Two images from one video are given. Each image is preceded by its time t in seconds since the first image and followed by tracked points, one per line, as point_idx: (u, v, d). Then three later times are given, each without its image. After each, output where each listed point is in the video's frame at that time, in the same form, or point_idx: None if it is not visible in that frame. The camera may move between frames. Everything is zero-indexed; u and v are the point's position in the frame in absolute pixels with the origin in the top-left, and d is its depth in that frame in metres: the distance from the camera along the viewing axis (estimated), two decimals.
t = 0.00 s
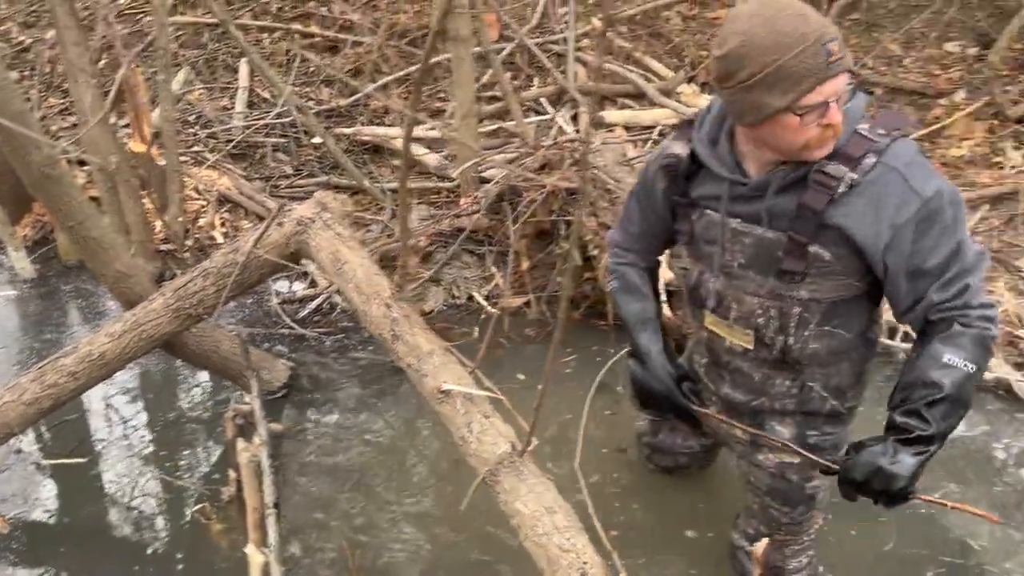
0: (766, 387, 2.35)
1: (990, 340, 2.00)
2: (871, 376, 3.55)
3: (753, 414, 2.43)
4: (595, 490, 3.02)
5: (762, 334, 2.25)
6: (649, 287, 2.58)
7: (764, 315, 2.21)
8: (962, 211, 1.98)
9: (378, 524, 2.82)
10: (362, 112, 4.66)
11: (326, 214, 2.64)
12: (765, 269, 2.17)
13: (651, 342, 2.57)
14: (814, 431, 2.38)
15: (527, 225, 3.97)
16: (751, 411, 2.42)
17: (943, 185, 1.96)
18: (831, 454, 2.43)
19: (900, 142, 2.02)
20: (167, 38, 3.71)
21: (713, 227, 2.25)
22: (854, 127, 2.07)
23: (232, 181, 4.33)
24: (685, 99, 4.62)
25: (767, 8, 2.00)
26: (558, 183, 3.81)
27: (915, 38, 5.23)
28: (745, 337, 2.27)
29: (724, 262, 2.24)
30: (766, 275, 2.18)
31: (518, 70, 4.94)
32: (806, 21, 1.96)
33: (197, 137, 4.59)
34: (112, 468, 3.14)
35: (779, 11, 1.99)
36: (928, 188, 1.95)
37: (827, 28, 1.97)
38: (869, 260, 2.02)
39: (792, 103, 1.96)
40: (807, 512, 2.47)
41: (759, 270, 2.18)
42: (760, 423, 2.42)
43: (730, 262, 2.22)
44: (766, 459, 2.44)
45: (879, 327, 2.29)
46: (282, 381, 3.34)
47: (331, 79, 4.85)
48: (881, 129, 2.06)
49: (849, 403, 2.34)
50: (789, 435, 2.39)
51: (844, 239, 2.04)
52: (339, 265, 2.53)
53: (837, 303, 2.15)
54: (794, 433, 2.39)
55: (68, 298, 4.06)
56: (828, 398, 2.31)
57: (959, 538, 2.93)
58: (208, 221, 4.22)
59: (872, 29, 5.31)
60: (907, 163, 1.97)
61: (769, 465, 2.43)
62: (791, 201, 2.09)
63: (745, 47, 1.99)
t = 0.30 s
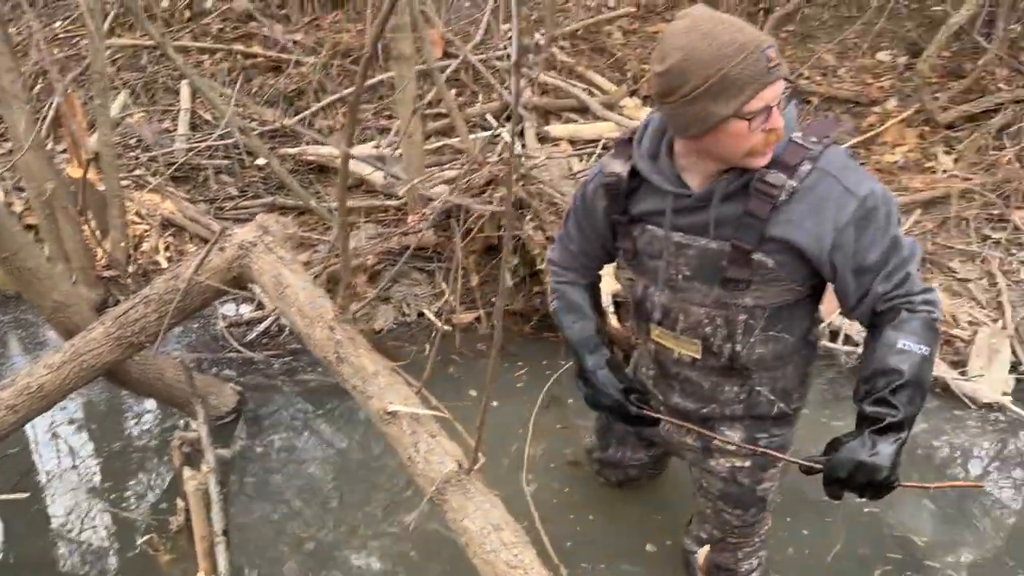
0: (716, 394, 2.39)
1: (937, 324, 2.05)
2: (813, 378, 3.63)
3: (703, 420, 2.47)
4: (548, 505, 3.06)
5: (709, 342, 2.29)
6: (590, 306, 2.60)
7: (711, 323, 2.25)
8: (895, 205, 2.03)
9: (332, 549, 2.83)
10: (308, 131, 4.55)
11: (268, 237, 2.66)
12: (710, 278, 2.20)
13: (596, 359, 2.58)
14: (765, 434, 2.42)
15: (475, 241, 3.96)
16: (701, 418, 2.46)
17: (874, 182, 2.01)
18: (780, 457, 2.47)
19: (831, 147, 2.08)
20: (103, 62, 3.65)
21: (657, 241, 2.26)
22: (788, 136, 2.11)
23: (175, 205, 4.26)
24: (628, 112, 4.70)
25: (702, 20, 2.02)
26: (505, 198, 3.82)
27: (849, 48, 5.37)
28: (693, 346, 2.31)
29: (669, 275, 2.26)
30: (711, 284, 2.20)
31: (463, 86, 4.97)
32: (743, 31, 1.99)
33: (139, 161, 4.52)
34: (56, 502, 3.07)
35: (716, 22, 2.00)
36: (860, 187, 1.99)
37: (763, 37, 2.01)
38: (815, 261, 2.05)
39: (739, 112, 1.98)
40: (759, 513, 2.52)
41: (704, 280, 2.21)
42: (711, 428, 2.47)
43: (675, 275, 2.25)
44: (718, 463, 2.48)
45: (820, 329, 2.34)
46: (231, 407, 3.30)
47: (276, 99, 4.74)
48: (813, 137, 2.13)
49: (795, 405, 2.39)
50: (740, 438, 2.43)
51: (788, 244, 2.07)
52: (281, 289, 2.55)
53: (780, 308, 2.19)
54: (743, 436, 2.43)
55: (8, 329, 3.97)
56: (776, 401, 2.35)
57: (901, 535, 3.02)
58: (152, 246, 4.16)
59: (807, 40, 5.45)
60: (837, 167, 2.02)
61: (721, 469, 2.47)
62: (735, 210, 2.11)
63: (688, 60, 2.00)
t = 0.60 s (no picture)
0: (658, 399, 2.42)
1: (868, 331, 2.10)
2: (760, 381, 3.70)
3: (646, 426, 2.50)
4: (501, 517, 3.08)
5: (650, 347, 2.32)
6: (528, 307, 2.63)
7: (649, 329, 2.28)
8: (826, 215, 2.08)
9: (283, 570, 2.81)
10: (253, 149, 4.50)
11: (209, 257, 2.65)
12: (647, 285, 2.23)
13: (532, 353, 2.56)
14: (707, 438, 2.45)
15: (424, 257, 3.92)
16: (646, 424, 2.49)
17: (805, 192, 2.06)
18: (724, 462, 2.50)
19: (762, 157, 2.12)
20: (36, 84, 3.56)
21: (595, 250, 2.28)
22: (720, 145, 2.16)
23: (117, 227, 4.18)
24: (574, 124, 4.74)
25: (632, 33, 2.06)
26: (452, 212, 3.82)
27: (786, 57, 5.49)
28: (634, 351, 2.34)
29: (608, 283, 2.29)
30: (648, 291, 2.23)
31: (408, 101, 4.96)
32: (672, 43, 2.03)
33: (78, 183, 4.42)
34: None
35: (645, 34, 2.04)
36: (792, 196, 2.04)
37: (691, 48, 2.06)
38: (747, 268, 2.10)
39: (671, 121, 2.03)
40: (704, 517, 2.55)
41: (641, 287, 2.24)
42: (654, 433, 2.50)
43: (614, 282, 2.27)
44: (663, 468, 2.50)
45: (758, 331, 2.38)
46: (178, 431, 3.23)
47: (218, 118, 4.69)
48: (744, 147, 2.17)
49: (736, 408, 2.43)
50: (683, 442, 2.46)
51: (721, 251, 2.12)
52: (223, 309, 2.56)
53: (716, 313, 2.23)
54: (686, 440, 2.46)
55: None
56: (716, 405, 2.40)
57: (849, 534, 3.08)
58: (93, 269, 4.07)
59: (746, 50, 5.56)
60: (771, 176, 2.07)
61: (665, 475, 2.51)
62: (671, 218, 2.15)
63: (620, 72, 2.03)
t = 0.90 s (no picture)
0: (605, 404, 2.45)
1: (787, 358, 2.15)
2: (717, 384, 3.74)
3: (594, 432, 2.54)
4: (459, 526, 3.09)
5: (595, 352, 2.34)
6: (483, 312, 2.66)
7: (595, 334, 2.30)
8: (758, 239, 2.12)
9: None
10: (205, 163, 4.44)
11: (158, 274, 2.65)
12: (592, 291, 2.24)
13: (480, 358, 2.61)
14: (655, 443, 2.49)
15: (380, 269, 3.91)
16: (595, 429, 2.52)
17: (741, 211, 2.10)
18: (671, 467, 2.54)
19: (706, 168, 2.14)
20: None
21: (544, 254, 2.30)
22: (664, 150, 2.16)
23: (65, 245, 4.10)
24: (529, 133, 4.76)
25: (579, 30, 2.06)
26: (407, 223, 3.82)
27: (736, 64, 5.57)
28: (581, 356, 2.36)
29: (555, 288, 2.30)
30: (593, 296, 2.25)
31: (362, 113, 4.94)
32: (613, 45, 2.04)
33: (25, 201, 4.32)
34: None
35: (589, 32, 2.05)
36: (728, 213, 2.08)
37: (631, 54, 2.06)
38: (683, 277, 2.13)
39: (599, 118, 2.02)
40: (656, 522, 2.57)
41: (587, 293, 2.25)
42: (603, 438, 2.53)
43: (560, 287, 2.29)
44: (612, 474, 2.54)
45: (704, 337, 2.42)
46: (131, 451, 3.15)
47: (169, 132, 4.61)
48: (688, 155, 2.16)
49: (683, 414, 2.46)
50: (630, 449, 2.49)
51: (659, 258, 2.13)
52: (172, 326, 2.56)
53: (660, 319, 2.25)
54: (634, 445, 2.48)
55: None
56: (663, 410, 2.42)
57: (807, 533, 3.12)
58: (42, 288, 3.96)
59: (697, 57, 5.62)
60: (713, 188, 2.09)
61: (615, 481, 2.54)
62: (615, 223, 2.16)
63: (561, 65, 2.04)
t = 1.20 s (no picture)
0: (543, 406, 2.51)
1: (615, 425, 2.02)
2: (683, 388, 3.78)
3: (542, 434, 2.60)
4: (427, 534, 3.12)
5: (533, 354, 2.37)
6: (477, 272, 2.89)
7: (534, 338, 2.33)
8: (656, 299, 1.94)
9: None
10: (166, 176, 4.39)
11: (119, 287, 2.63)
12: (529, 294, 2.27)
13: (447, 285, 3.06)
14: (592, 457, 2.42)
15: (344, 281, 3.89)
16: (538, 428, 2.58)
17: (632, 263, 1.94)
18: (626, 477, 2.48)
19: (640, 203, 2.00)
20: None
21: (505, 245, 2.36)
22: (602, 174, 2.08)
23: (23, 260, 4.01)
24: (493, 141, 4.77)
25: (536, 26, 2.07)
26: (372, 233, 3.79)
27: (697, 71, 5.63)
28: (523, 355, 2.40)
29: (509, 282, 2.35)
30: (531, 301, 2.27)
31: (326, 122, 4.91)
32: (530, 51, 2.02)
33: None
34: None
35: (526, 31, 2.06)
36: (612, 258, 1.96)
37: (537, 69, 2.01)
38: (581, 296, 2.10)
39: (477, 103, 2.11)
40: (604, 532, 2.57)
41: (528, 296, 2.28)
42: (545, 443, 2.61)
43: (512, 283, 2.33)
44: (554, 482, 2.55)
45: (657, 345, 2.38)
46: (93, 468, 3.09)
47: (129, 145, 4.56)
48: (631, 182, 2.05)
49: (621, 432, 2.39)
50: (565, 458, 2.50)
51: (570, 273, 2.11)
52: (134, 340, 2.53)
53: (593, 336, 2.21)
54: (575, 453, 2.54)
55: None
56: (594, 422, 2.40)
57: (773, 532, 3.16)
58: None
59: (660, 64, 5.67)
60: (622, 228, 1.97)
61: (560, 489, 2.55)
62: (547, 233, 2.16)
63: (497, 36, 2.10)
